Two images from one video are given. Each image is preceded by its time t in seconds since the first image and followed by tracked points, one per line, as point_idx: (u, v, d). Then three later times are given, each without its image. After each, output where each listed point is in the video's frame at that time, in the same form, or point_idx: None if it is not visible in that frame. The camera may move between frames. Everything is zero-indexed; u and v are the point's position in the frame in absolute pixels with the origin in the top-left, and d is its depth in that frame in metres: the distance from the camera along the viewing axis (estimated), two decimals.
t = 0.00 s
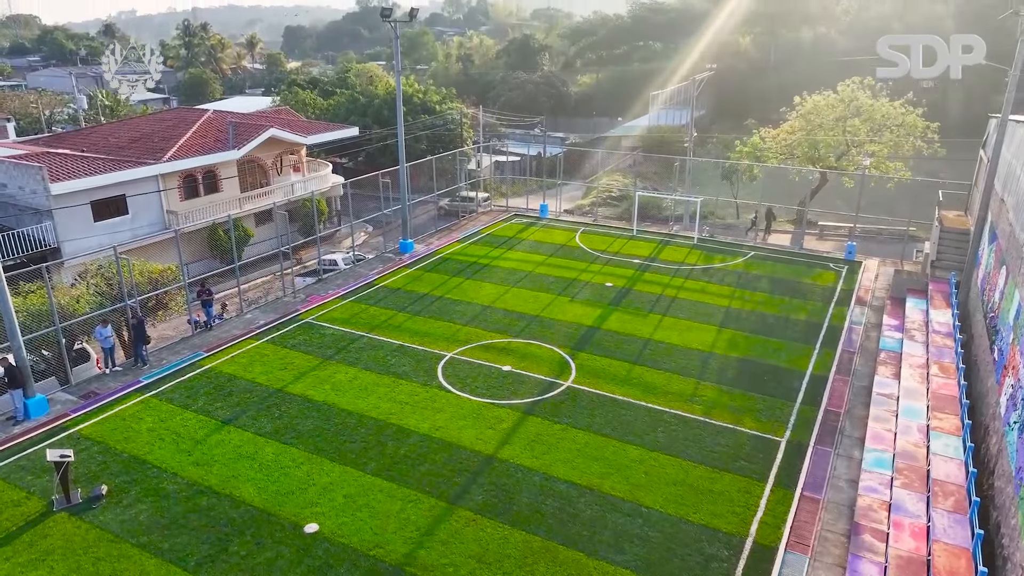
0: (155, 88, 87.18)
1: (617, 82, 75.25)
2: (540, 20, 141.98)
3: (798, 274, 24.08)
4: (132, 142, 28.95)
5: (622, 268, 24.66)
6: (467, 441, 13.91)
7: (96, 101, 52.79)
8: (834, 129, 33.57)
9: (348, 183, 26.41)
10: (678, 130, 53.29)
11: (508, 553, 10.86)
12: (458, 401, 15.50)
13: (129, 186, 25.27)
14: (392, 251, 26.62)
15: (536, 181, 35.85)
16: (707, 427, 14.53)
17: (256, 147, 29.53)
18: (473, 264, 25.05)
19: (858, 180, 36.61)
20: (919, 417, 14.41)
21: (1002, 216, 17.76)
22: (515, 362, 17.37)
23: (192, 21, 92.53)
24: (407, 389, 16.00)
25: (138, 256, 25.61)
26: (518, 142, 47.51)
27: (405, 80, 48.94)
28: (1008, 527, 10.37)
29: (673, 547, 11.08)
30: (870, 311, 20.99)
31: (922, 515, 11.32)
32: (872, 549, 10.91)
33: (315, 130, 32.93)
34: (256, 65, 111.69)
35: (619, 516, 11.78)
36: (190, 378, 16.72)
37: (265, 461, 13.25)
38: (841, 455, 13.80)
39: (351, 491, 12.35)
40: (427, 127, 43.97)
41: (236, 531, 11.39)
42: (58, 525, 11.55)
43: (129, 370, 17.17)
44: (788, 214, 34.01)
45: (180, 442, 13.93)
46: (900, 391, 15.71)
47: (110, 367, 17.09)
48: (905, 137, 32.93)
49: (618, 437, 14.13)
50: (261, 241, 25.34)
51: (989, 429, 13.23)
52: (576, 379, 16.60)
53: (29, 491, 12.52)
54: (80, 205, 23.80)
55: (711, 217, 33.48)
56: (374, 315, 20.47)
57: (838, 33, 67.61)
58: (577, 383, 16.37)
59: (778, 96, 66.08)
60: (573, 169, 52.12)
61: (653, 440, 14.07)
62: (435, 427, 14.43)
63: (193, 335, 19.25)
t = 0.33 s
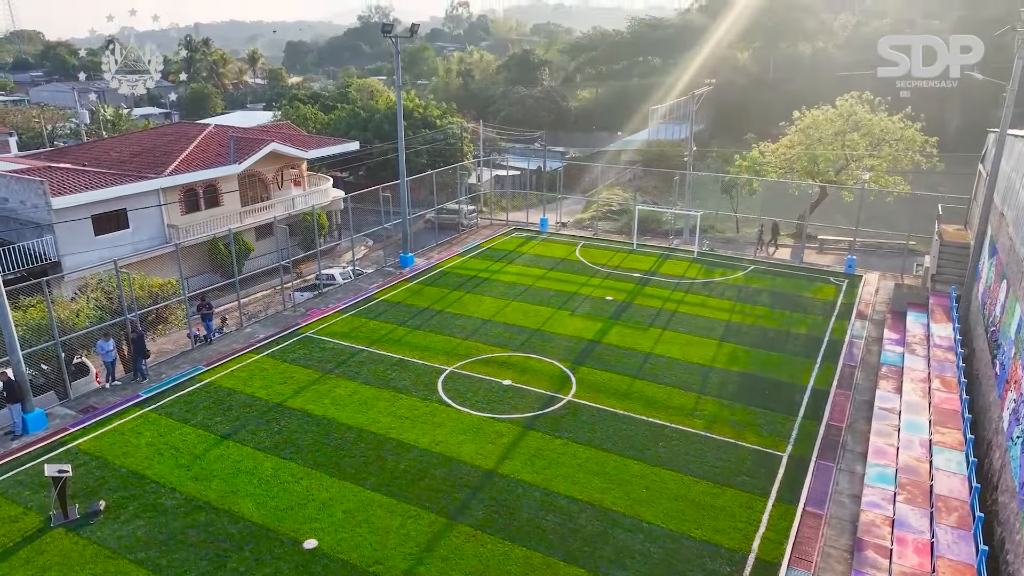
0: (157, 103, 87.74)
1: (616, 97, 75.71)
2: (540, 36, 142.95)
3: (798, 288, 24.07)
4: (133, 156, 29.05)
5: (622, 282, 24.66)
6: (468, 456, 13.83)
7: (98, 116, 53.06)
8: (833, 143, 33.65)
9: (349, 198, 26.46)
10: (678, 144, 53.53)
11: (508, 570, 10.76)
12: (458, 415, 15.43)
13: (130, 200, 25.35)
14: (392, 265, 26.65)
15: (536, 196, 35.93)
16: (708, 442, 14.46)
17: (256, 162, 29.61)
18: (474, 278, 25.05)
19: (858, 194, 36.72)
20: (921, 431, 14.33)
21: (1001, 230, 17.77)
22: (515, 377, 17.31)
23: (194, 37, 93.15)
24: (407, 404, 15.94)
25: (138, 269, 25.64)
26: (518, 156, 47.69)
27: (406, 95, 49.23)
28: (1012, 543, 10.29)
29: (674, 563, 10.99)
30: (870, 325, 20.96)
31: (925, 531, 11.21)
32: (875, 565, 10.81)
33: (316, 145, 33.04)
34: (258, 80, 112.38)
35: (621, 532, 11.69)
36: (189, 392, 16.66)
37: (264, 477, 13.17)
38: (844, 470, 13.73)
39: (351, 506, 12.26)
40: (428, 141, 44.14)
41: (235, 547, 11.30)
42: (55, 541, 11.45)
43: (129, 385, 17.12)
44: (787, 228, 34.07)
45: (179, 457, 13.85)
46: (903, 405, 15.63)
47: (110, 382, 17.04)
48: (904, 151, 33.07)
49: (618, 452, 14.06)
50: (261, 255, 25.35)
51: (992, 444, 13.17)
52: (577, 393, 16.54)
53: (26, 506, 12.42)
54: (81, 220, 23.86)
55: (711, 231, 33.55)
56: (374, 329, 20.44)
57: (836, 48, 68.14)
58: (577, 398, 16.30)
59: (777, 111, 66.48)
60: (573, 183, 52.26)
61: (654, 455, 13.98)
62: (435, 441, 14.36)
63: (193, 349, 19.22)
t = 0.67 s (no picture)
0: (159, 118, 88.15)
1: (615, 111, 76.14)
2: (540, 52, 143.85)
3: (799, 303, 24.05)
4: (135, 171, 29.15)
5: (622, 296, 24.66)
6: (468, 471, 13.76)
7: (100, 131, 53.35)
8: (832, 158, 33.77)
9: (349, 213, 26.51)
10: (678, 159, 53.72)
11: None
12: (458, 430, 15.37)
13: (132, 214, 25.42)
14: (392, 280, 26.66)
15: (536, 211, 36.04)
16: (710, 457, 14.40)
17: (258, 177, 29.73)
18: (474, 292, 25.06)
19: (857, 209, 36.85)
20: (923, 446, 14.26)
21: (1001, 245, 17.81)
22: (515, 391, 17.25)
23: (196, 52, 93.77)
24: (407, 419, 15.88)
25: (139, 284, 25.64)
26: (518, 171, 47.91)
27: (406, 110, 49.48)
28: (1018, 560, 10.20)
29: None
30: (871, 340, 20.94)
31: (930, 548, 11.13)
32: None
33: (317, 159, 33.16)
34: (259, 96, 113.01)
35: (622, 548, 11.60)
36: (189, 407, 16.60)
37: (264, 492, 13.10)
38: (846, 486, 13.66)
39: (350, 522, 12.18)
40: (428, 156, 44.32)
41: (232, 564, 11.21)
42: (52, 558, 11.35)
43: (128, 400, 17.05)
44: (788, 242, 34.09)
45: (178, 472, 13.78)
46: (904, 420, 15.57)
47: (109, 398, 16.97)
48: (902, 166, 33.21)
49: (619, 468, 13.97)
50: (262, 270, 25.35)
51: (995, 458, 13.10)
52: (577, 409, 16.47)
53: (23, 523, 12.33)
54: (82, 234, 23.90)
55: (711, 245, 33.60)
56: (374, 343, 20.41)
57: (835, 64, 68.58)
58: (578, 412, 16.25)
59: (775, 126, 66.87)
60: (573, 198, 52.41)
61: (656, 470, 13.92)
62: (435, 456, 14.30)
63: (192, 364, 19.19)
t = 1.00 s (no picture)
0: (160, 135, 88.53)
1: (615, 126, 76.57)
2: (540, 69, 144.87)
3: (799, 318, 24.02)
4: (136, 187, 29.23)
5: (623, 311, 24.65)
6: (468, 488, 13.68)
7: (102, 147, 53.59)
8: (831, 174, 33.86)
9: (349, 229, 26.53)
10: (677, 175, 53.89)
11: None
12: (458, 446, 15.29)
13: (132, 230, 25.46)
14: (392, 295, 26.65)
15: (536, 226, 36.11)
16: (711, 473, 14.31)
17: (258, 193, 29.82)
18: (474, 307, 25.04)
19: (856, 225, 36.94)
20: (926, 463, 14.17)
21: (1001, 261, 17.82)
22: (515, 408, 17.18)
23: (197, 69, 94.38)
24: (406, 436, 15.79)
25: (138, 299, 25.63)
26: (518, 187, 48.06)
27: (407, 126, 49.73)
28: None
29: None
30: (872, 355, 20.88)
31: (933, 565, 11.03)
32: None
33: (318, 176, 33.27)
34: (261, 112, 113.67)
35: (623, 566, 11.51)
36: (187, 423, 16.52)
37: (262, 509, 13.01)
38: (848, 503, 13.56)
39: (349, 540, 12.09)
40: (428, 172, 44.46)
41: None
42: None
43: (126, 416, 16.97)
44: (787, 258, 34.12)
45: (176, 489, 13.70)
46: (906, 436, 15.48)
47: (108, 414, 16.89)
48: (901, 181, 33.32)
49: (620, 485, 13.88)
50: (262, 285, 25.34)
51: (998, 475, 13.02)
52: (578, 425, 16.38)
53: (19, 540, 12.22)
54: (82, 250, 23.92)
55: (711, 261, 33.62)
56: (374, 359, 20.37)
57: (833, 81, 69.02)
58: (578, 429, 16.17)
59: (774, 142, 67.20)
60: (573, 213, 52.55)
61: (657, 487, 13.83)
62: (435, 473, 14.21)
63: (191, 380, 19.12)
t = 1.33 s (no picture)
0: (162, 151, 88.96)
1: (614, 143, 76.97)
2: (540, 86, 145.98)
3: (799, 334, 23.99)
4: (137, 203, 29.31)
5: (623, 328, 24.64)
6: (468, 506, 13.58)
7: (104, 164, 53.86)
8: (830, 190, 33.91)
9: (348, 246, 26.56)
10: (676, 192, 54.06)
11: None
12: (458, 464, 15.20)
13: (133, 246, 25.52)
14: (391, 311, 26.62)
15: (535, 243, 36.16)
16: (712, 491, 14.21)
17: (259, 210, 29.90)
18: (474, 324, 25.02)
19: (856, 242, 36.95)
20: (928, 480, 14.07)
21: (1001, 277, 17.82)
22: (515, 425, 17.10)
23: (200, 88, 95.01)
24: (406, 453, 15.70)
25: (138, 316, 25.62)
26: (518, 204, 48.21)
27: (407, 143, 49.98)
28: None
29: None
30: (873, 372, 20.83)
31: None
32: None
33: (318, 192, 33.36)
34: (262, 129, 114.27)
35: None
36: (185, 440, 16.43)
37: (260, 527, 12.92)
38: (851, 521, 13.46)
39: (348, 559, 11.97)
40: (429, 189, 44.60)
41: None
42: None
43: (125, 433, 16.89)
44: (787, 275, 34.12)
45: (173, 506, 13.61)
46: (908, 453, 15.38)
47: (106, 431, 16.81)
48: (900, 198, 33.40)
49: (621, 503, 13.78)
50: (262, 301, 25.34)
51: (1002, 493, 12.92)
52: (578, 443, 16.27)
53: (14, 559, 12.11)
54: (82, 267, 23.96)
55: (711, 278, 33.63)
56: (374, 376, 20.30)
57: (831, 98, 69.40)
58: (579, 446, 16.08)
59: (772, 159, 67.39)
60: (572, 229, 52.67)
61: (658, 505, 13.72)
62: (434, 491, 14.12)
63: (190, 397, 19.06)
